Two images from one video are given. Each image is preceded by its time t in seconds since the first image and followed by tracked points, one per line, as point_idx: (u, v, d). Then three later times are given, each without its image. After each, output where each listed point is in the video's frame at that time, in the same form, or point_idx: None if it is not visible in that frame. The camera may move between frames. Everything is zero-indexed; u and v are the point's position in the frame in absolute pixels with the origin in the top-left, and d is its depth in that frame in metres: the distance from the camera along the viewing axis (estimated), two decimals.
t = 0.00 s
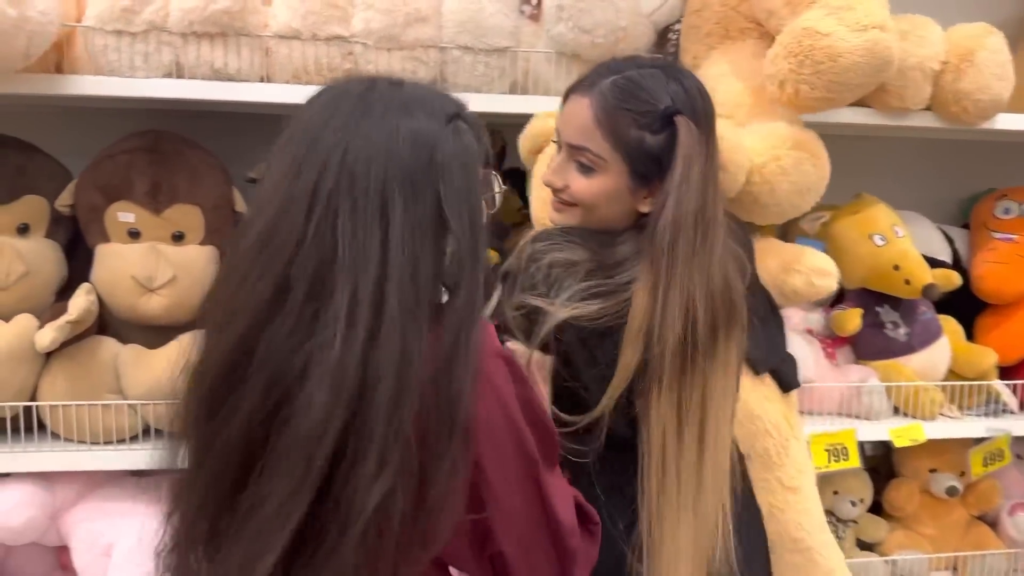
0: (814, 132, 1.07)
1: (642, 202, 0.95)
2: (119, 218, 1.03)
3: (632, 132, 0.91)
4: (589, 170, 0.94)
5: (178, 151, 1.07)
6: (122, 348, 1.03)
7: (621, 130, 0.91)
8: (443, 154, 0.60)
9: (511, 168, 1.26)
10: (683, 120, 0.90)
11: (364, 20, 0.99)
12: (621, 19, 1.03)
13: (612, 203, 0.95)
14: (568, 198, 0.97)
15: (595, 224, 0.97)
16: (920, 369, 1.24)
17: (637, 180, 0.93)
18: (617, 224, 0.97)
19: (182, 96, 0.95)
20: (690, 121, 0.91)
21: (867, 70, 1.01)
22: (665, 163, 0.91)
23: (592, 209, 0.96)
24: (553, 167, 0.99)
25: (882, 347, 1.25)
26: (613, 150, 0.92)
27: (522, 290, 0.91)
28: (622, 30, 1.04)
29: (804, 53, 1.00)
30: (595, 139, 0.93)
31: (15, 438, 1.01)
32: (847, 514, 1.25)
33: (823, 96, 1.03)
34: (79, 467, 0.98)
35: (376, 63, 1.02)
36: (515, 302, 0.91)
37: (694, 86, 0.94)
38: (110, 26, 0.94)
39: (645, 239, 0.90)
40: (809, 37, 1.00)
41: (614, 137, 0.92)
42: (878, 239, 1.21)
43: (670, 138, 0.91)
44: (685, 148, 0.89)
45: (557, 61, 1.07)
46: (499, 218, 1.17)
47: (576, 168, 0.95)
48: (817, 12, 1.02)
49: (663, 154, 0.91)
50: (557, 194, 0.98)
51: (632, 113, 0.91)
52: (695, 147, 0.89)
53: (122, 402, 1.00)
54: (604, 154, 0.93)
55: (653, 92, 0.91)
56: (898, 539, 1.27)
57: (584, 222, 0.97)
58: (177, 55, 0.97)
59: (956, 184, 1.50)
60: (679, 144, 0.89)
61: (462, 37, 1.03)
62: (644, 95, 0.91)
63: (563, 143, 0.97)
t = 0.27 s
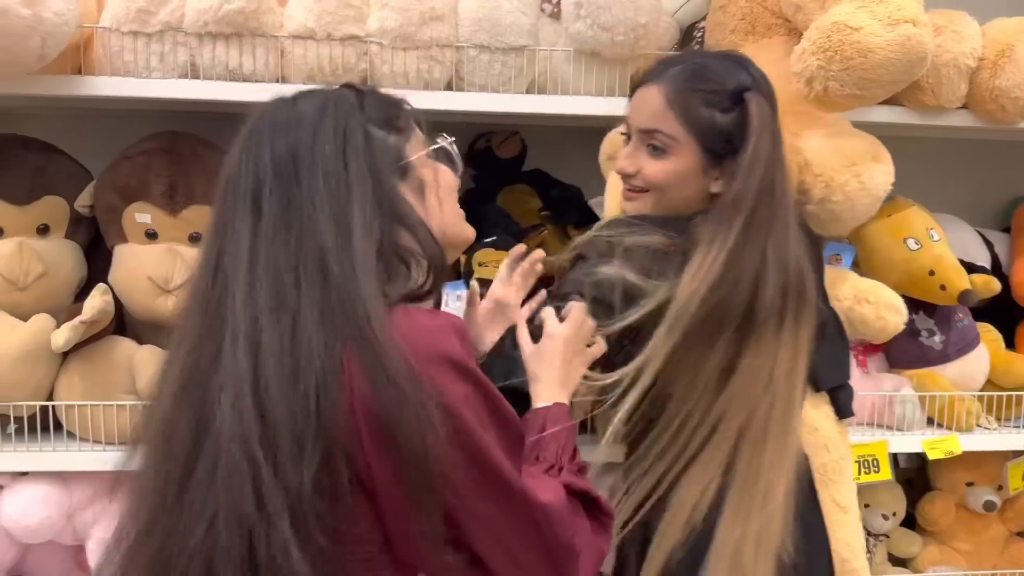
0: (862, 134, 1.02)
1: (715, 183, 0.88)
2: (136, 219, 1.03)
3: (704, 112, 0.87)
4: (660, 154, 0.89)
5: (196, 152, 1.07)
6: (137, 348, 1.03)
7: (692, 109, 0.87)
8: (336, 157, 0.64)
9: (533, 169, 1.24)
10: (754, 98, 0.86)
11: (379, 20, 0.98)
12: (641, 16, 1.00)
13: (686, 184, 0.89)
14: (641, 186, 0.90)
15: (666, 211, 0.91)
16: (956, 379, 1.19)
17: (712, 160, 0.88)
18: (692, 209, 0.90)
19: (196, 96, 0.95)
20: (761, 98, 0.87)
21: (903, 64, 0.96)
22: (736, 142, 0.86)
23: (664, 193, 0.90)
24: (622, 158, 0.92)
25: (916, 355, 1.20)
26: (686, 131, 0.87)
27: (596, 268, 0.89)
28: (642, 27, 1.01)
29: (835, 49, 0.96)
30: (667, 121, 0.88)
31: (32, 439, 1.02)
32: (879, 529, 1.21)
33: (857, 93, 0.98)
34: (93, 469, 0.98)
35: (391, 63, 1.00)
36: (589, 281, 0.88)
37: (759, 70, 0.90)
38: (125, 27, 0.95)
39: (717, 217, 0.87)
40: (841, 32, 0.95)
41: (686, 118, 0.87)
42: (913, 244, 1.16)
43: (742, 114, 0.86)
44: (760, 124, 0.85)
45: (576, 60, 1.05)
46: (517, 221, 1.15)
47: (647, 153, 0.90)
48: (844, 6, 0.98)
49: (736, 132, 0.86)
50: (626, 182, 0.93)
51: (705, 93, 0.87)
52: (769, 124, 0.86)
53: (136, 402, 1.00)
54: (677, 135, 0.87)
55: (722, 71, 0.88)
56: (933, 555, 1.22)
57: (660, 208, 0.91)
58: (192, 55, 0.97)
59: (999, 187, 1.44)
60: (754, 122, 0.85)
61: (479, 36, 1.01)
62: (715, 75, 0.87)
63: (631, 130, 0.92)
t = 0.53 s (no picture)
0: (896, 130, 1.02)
1: (785, 181, 0.81)
2: (161, 224, 1.04)
3: (774, 106, 0.79)
4: (727, 153, 0.81)
5: (219, 157, 1.07)
6: (162, 352, 1.04)
7: (763, 104, 0.79)
8: (410, 169, 0.62)
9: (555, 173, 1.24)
10: (827, 93, 0.80)
11: (401, 24, 0.98)
12: (664, 19, 1.00)
13: (756, 182, 0.81)
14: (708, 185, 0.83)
15: (733, 212, 0.83)
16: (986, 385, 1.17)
17: (783, 156, 0.80)
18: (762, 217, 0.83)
19: (220, 101, 0.96)
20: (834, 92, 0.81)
21: (935, 65, 0.95)
22: (811, 139, 0.80)
23: (732, 192, 0.82)
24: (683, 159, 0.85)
25: (945, 361, 1.18)
26: (758, 126, 0.80)
27: (701, 299, 0.74)
28: (666, 29, 1.00)
29: (867, 50, 0.94)
30: (737, 116, 0.80)
31: (59, 442, 1.02)
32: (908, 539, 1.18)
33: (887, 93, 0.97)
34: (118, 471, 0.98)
35: (413, 67, 1.00)
36: (700, 317, 0.74)
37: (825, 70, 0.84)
38: (151, 33, 0.96)
39: (813, 219, 0.80)
40: (874, 32, 0.94)
41: (758, 112, 0.79)
42: (942, 248, 1.14)
43: (812, 111, 0.80)
44: (837, 121, 0.79)
45: (599, 64, 1.04)
46: (538, 224, 1.14)
47: (711, 151, 0.82)
48: (876, 5, 0.96)
49: (808, 129, 0.80)
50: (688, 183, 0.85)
51: (774, 87, 0.79)
52: (844, 121, 0.80)
53: (161, 406, 1.01)
54: (748, 131, 0.80)
55: (792, 68, 0.81)
56: (963, 565, 1.20)
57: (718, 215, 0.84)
58: (216, 61, 0.98)
59: None
60: (829, 118, 0.79)
61: (500, 40, 1.01)
62: (784, 70, 0.81)
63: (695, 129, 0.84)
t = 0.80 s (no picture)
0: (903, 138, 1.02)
1: (805, 183, 0.82)
2: (158, 234, 1.03)
3: (790, 106, 0.80)
4: (744, 156, 0.81)
5: (217, 166, 1.07)
6: (161, 363, 1.03)
7: (779, 105, 0.80)
8: (410, 165, 0.68)
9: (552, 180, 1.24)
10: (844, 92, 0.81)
11: (400, 33, 0.98)
12: (662, 27, 1.00)
13: (776, 185, 0.81)
14: (725, 191, 0.82)
15: (751, 218, 0.83)
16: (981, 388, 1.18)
17: (802, 156, 0.81)
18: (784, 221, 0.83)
19: (218, 111, 0.95)
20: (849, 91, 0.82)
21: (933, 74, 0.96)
22: (831, 138, 0.81)
23: (750, 197, 0.82)
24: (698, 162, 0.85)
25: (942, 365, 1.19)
26: (776, 128, 0.80)
27: (725, 306, 0.76)
28: (663, 38, 1.00)
29: (867, 59, 0.95)
30: (754, 118, 0.80)
31: (55, 454, 1.01)
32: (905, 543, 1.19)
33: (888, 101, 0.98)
34: (116, 483, 0.98)
35: (412, 75, 1.00)
36: (725, 323, 0.76)
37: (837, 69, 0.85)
38: (147, 42, 0.95)
39: (842, 221, 0.82)
40: (874, 40, 0.95)
41: (775, 114, 0.80)
42: (940, 253, 1.14)
43: (832, 108, 0.81)
44: (857, 119, 0.81)
45: (596, 71, 1.04)
46: (536, 231, 1.14)
47: (728, 156, 0.82)
48: (875, 12, 0.97)
49: (825, 128, 0.81)
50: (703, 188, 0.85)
51: (790, 88, 0.80)
52: (862, 118, 0.82)
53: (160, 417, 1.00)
54: (766, 133, 0.80)
55: (805, 69, 0.82)
56: (960, 568, 1.20)
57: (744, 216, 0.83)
58: (214, 70, 0.97)
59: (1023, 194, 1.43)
60: (848, 117, 0.81)
61: (498, 48, 1.01)
62: (797, 71, 0.82)
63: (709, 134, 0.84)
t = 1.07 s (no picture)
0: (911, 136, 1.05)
1: (806, 182, 0.81)
2: (164, 239, 1.03)
3: (789, 103, 0.80)
4: (743, 152, 0.82)
5: (222, 171, 1.07)
6: (168, 368, 1.04)
7: (778, 103, 0.81)
8: (426, 164, 0.67)
9: (554, 182, 1.25)
10: (845, 88, 0.80)
11: (405, 37, 0.99)
12: (664, 31, 1.01)
13: (774, 185, 0.82)
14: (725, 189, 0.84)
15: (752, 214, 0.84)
16: (978, 384, 1.20)
17: (801, 154, 0.81)
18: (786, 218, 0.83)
19: (225, 115, 0.96)
20: (852, 87, 0.80)
21: (942, 76, 0.99)
22: (829, 134, 0.80)
23: (748, 194, 0.83)
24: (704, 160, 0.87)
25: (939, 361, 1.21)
26: (773, 125, 0.81)
27: (707, 278, 0.76)
28: (665, 41, 1.02)
29: (874, 61, 0.97)
30: (752, 115, 0.82)
31: (63, 459, 1.02)
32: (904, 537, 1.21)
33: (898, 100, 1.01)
34: (125, 488, 0.98)
35: (416, 80, 1.01)
36: (702, 296, 0.75)
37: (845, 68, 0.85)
38: (153, 47, 0.96)
39: (834, 218, 0.79)
40: (880, 43, 0.97)
41: (773, 111, 0.81)
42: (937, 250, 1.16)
43: (833, 106, 0.80)
44: (857, 116, 0.79)
45: (599, 74, 1.05)
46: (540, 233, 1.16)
47: (728, 153, 0.84)
48: (880, 16, 0.99)
49: (826, 125, 0.80)
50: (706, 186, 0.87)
51: (790, 84, 0.81)
52: (863, 115, 0.80)
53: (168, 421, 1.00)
54: (764, 129, 0.81)
55: (809, 68, 0.83)
56: (958, 561, 1.22)
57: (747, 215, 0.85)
58: (220, 75, 0.98)
59: (1016, 192, 1.45)
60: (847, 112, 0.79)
61: (502, 52, 1.02)
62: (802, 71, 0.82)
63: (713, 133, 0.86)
